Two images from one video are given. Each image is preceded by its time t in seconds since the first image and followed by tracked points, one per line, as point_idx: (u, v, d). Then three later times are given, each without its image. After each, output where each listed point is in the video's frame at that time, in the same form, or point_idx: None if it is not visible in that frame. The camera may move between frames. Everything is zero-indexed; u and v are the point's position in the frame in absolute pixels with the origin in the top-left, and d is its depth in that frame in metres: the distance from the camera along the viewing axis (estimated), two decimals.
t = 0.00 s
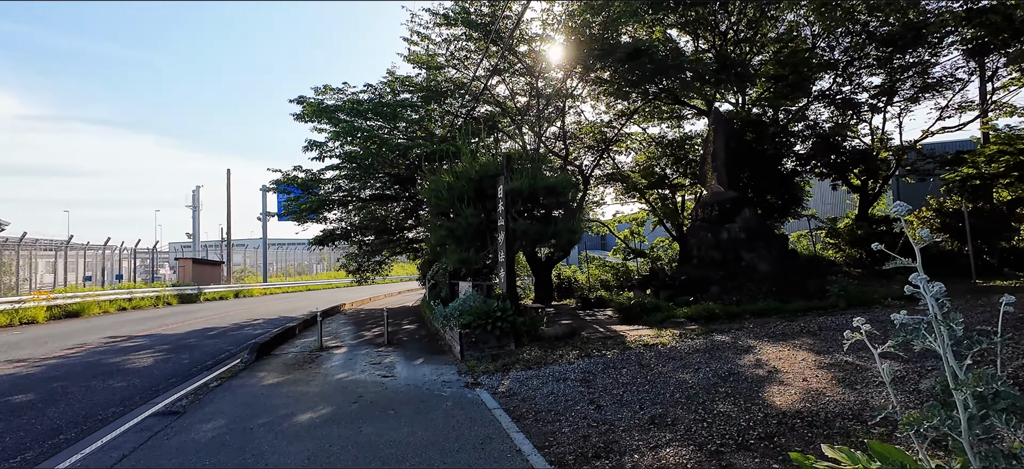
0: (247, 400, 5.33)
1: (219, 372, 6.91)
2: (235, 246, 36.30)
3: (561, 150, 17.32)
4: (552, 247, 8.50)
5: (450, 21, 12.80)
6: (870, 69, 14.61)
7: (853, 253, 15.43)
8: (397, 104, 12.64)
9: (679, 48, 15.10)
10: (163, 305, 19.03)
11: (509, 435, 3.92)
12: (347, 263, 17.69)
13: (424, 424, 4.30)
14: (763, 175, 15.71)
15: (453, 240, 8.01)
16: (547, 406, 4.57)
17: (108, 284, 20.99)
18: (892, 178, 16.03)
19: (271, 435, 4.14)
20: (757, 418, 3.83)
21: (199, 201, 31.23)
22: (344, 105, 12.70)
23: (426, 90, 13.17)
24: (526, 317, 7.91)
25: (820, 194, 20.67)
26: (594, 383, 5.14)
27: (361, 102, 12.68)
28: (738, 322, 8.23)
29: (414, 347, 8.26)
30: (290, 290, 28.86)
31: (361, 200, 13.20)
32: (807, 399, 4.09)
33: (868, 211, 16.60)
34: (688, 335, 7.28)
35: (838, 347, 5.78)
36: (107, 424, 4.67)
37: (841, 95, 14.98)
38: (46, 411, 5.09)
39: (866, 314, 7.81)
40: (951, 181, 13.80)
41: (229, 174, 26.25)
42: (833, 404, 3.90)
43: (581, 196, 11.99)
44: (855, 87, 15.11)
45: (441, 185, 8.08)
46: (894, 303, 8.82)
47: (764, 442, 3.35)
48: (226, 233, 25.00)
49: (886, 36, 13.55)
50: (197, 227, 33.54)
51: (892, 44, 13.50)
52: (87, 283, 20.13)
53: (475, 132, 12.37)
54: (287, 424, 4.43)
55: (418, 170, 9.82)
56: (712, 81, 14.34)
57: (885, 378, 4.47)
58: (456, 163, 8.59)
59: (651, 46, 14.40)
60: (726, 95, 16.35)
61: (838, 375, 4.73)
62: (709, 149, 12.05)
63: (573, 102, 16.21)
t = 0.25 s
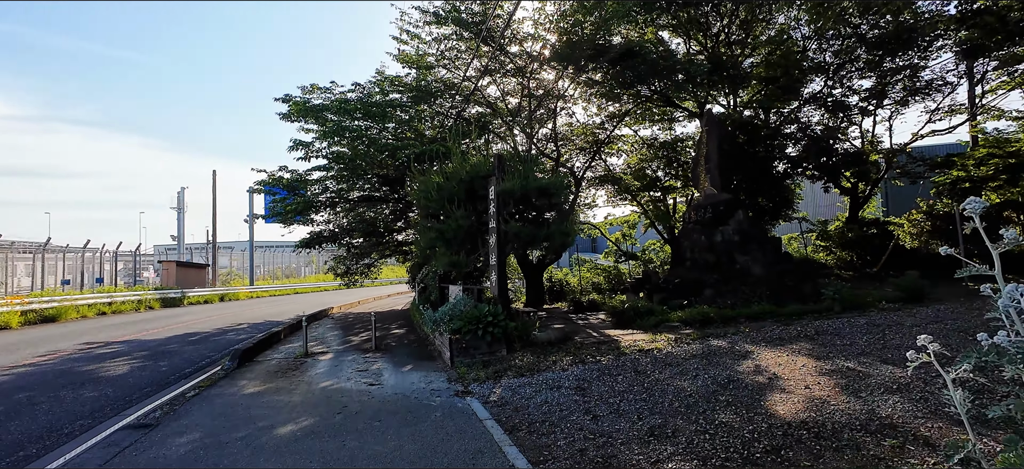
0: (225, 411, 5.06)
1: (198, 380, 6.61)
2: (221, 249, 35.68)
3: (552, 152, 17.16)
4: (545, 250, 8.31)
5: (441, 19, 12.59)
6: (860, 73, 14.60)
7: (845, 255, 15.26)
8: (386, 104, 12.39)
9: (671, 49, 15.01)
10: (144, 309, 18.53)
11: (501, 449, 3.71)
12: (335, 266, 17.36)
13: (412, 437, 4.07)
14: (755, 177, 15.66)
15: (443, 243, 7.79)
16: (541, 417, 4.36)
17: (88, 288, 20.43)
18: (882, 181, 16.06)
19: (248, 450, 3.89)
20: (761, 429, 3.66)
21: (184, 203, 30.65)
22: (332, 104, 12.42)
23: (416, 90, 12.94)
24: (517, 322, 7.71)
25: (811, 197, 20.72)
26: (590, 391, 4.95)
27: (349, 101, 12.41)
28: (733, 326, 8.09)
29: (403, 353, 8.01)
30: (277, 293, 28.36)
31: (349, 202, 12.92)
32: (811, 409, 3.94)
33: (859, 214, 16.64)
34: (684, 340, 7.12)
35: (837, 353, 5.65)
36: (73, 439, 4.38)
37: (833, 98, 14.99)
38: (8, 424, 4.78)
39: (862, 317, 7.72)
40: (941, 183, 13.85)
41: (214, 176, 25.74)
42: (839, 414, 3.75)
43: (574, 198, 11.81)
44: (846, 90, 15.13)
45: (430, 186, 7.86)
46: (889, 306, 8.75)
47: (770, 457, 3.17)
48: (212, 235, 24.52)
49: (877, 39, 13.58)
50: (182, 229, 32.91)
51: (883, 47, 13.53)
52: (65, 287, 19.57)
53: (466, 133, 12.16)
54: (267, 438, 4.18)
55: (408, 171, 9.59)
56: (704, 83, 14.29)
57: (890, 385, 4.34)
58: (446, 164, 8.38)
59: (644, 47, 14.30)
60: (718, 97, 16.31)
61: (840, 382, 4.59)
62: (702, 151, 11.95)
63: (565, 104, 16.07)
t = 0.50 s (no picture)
0: (200, 421, 4.76)
1: (175, 387, 6.29)
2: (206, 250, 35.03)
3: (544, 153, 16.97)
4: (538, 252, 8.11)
5: (432, 17, 12.36)
6: (851, 76, 14.63)
7: (835, 258, 15.44)
8: (375, 102, 12.12)
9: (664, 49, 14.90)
10: (125, 312, 18.01)
11: (495, 462, 3.48)
12: (322, 268, 17.00)
13: (399, 450, 3.82)
14: (747, 179, 15.62)
15: (433, 244, 7.55)
16: (537, 426, 4.14)
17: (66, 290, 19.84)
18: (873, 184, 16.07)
19: (223, 465, 3.61)
20: (769, 439, 3.48)
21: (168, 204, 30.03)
22: (319, 102, 12.12)
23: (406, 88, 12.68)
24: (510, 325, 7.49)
25: (802, 200, 20.76)
26: (587, 399, 4.73)
27: (337, 99, 12.12)
28: (730, 330, 7.94)
29: (391, 358, 7.74)
30: (264, 296, 27.84)
31: (337, 202, 12.61)
32: (820, 417, 3.76)
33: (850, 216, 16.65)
34: (681, 344, 6.94)
35: (839, 357, 5.50)
36: (33, 453, 4.07)
37: (825, 100, 14.98)
38: None
39: (860, 320, 7.61)
40: (932, 186, 13.87)
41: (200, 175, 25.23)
42: (849, 423, 3.58)
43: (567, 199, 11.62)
44: (837, 93, 15.16)
45: (420, 186, 7.62)
46: (885, 309, 8.66)
47: None
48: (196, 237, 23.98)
49: (868, 42, 13.61)
50: (166, 231, 32.25)
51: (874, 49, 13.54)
52: (42, 289, 18.98)
53: (457, 133, 11.92)
54: (243, 451, 3.91)
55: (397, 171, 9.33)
56: (697, 84, 14.21)
57: (897, 392, 4.18)
58: (436, 163, 8.14)
59: (637, 48, 14.18)
60: (711, 99, 16.24)
61: (846, 388, 4.43)
62: (696, 152, 11.83)
63: (557, 104, 15.90)
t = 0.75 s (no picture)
0: (174, 433, 4.49)
1: (149, 395, 5.99)
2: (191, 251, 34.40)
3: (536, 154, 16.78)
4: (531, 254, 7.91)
5: (422, 13, 12.12)
6: (842, 79, 14.63)
7: (826, 261, 15.48)
8: (363, 100, 11.86)
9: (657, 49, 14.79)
10: (104, 315, 17.50)
11: None
12: (309, 270, 16.66)
13: (385, 464, 3.59)
14: (740, 181, 15.54)
15: (422, 245, 7.33)
16: (531, 438, 3.94)
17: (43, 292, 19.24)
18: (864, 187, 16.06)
19: None
20: (776, 452, 3.30)
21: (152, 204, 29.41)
22: (306, 99, 11.82)
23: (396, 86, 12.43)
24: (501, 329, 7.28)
25: (794, 201, 20.83)
26: (583, 408, 4.54)
27: (324, 96, 11.83)
28: (726, 334, 7.79)
29: (379, 363, 7.50)
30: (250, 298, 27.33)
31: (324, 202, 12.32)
32: (827, 427, 3.60)
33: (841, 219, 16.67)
34: (677, 348, 6.77)
35: (841, 363, 5.36)
36: None
37: (817, 103, 14.96)
38: None
39: (856, 324, 7.51)
40: (923, 189, 13.90)
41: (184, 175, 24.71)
42: (858, 434, 3.42)
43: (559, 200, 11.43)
44: (829, 96, 15.15)
45: (410, 185, 7.40)
46: (880, 312, 8.58)
47: None
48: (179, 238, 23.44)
49: (860, 45, 13.60)
50: (150, 231, 31.60)
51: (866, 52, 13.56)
52: (18, 291, 18.38)
53: (447, 132, 11.70)
54: (217, 466, 3.65)
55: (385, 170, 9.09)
56: (689, 85, 14.12)
57: (904, 400, 4.04)
58: (426, 162, 7.92)
59: (630, 48, 14.04)
60: (702, 100, 16.17)
61: (851, 396, 4.29)
62: (690, 153, 11.72)
63: (549, 105, 15.72)
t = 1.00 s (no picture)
0: (143, 445, 4.20)
1: (120, 403, 5.67)
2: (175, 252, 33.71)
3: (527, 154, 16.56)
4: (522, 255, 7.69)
5: (412, 9, 11.87)
6: (833, 81, 14.66)
7: (817, 262, 15.33)
8: (351, 98, 11.58)
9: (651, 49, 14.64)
10: (82, 317, 16.97)
11: None
12: (295, 271, 16.29)
13: None
14: (733, 182, 15.48)
15: (410, 246, 7.08)
16: (524, 449, 3.71)
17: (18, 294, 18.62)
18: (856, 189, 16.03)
19: None
20: (785, 464, 3.12)
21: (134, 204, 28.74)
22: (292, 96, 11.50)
23: (385, 83, 12.17)
24: (491, 333, 7.03)
25: (785, 203, 20.86)
26: (578, 416, 4.33)
27: (310, 93, 11.52)
28: (721, 337, 7.64)
29: (365, 368, 7.22)
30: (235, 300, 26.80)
31: (310, 202, 12.01)
32: (836, 437, 3.43)
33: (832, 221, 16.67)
34: (672, 352, 6.60)
35: (841, 367, 5.21)
36: None
37: (809, 104, 14.92)
38: None
39: (853, 327, 7.39)
40: (914, 191, 13.91)
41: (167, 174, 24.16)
42: (869, 444, 3.25)
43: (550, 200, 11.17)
44: (820, 98, 15.14)
45: (397, 183, 7.15)
46: (875, 314, 8.49)
47: None
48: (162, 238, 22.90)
49: (854, 46, 13.57)
50: (132, 232, 30.90)
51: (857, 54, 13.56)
52: None
53: (437, 131, 11.45)
54: None
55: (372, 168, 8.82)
56: (683, 86, 14.01)
57: (912, 407, 3.88)
58: (415, 159, 7.67)
59: (622, 47, 13.89)
60: (695, 101, 16.08)
61: (857, 402, 4.12)
62: (683, 154, 11.59)
63: (540, 105, 15.53)
